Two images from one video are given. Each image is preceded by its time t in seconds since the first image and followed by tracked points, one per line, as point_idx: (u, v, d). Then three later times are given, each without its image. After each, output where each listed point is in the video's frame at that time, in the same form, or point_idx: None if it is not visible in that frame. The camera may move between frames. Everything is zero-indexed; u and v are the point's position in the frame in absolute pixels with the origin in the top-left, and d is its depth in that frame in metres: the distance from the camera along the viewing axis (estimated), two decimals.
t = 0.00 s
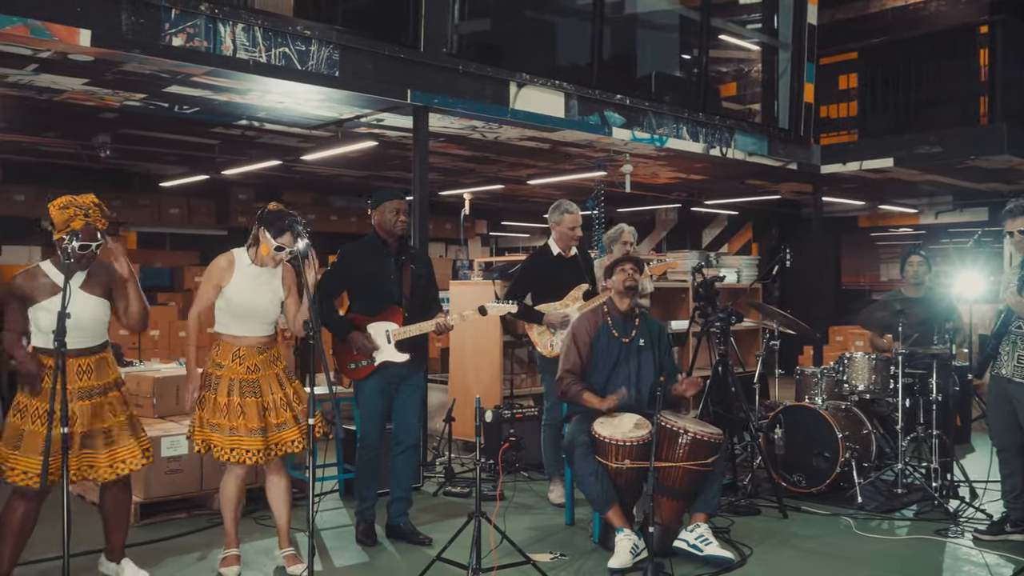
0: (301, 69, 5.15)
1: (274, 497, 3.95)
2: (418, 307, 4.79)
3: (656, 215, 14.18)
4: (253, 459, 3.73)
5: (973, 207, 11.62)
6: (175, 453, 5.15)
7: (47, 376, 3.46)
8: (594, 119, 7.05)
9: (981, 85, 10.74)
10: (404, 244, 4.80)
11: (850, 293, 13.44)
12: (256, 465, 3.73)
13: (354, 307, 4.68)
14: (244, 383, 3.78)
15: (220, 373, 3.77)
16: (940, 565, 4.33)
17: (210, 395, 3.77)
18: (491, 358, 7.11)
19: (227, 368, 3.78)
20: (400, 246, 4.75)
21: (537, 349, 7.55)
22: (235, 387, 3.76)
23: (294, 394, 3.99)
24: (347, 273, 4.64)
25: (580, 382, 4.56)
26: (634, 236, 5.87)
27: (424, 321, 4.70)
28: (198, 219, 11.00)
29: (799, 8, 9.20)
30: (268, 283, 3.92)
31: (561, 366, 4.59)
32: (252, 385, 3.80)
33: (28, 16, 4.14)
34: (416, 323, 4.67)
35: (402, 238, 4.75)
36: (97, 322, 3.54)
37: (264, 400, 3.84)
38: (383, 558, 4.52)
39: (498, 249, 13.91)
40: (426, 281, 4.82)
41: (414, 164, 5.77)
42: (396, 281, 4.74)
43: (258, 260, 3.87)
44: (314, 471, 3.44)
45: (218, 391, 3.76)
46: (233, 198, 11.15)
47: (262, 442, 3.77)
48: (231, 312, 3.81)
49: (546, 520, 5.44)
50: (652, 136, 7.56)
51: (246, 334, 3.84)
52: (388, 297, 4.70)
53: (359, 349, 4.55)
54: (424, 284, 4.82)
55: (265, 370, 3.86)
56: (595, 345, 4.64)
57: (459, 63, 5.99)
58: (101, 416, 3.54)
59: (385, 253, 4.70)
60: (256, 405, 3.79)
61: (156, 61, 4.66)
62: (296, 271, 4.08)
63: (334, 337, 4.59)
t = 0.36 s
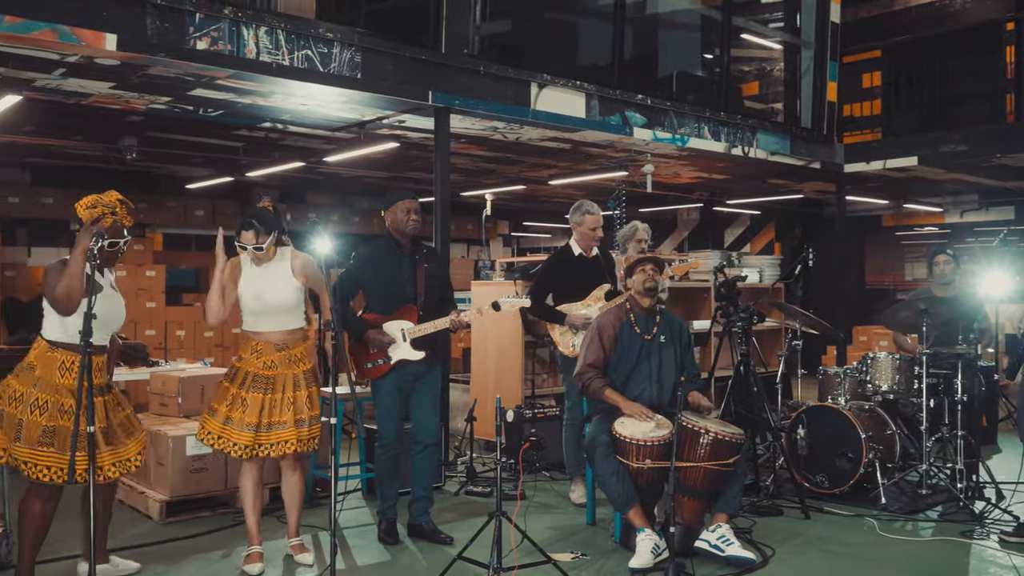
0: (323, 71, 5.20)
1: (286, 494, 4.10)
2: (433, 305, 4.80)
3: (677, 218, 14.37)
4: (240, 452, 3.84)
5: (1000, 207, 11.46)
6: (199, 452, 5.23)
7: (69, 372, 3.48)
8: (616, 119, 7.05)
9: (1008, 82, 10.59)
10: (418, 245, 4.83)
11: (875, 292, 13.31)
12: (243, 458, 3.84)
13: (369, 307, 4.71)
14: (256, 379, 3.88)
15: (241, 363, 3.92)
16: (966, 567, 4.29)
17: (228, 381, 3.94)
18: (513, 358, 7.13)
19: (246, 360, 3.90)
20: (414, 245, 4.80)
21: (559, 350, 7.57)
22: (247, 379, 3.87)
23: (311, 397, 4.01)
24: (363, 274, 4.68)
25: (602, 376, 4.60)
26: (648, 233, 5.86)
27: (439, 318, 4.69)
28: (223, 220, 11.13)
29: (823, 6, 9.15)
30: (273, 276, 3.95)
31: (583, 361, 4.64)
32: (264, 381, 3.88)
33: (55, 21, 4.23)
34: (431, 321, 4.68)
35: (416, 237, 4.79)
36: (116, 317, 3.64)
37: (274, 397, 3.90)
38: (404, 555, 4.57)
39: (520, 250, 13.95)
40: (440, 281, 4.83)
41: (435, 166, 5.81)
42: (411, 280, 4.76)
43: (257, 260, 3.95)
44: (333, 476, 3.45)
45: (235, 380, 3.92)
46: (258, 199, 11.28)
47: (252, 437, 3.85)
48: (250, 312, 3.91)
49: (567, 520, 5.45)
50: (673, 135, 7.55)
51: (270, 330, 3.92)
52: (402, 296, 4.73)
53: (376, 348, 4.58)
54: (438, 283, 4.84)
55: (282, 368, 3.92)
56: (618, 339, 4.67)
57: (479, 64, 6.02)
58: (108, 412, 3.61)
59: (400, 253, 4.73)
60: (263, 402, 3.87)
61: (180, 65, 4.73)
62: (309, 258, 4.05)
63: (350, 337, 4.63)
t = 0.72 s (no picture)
0: (345, 73, 5.26)
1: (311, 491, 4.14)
2: (448, 305, 4.84)
3: (701, 216, 14.09)
4: (285, 453, 3.89)
5: None
6: (225, 451, 5.30)
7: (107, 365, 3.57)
8: (637, 119, 7.10)
9: None
10: (433, 245, 4.86)
11: (900, 292, 13.19)
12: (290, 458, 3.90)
13: (384, 307, 4.74)
14: (284, 380, 3.94)
15: (262, 370, 3.95)
16: (992, 569, 4.25)
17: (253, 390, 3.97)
18: (534, 358, 7.15)
19: (269, 365, 3.94)
20: (429, 246, 4.83)
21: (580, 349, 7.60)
22: (275, 382, 3.93)
23: (338, 392, 4.10)
24: (380, 275, 4.73)
25: (617, 379, 4.61)
26: (675, 234, 5.86)
27: (452, 319, 4.73)
28: (247, 222, 11.26)
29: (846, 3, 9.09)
30: (303, 283, 4.03)
31: (598, 364, 4.65)
32: (291, 382, 3.95)
33: (82, 26, 4.31)
34: (445, 322, 4.70)
35: (431, 238, 4.83)
36: (143, 314, 3.71)
37: (302, 397, 3.98)
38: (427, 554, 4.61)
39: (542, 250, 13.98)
40: (454, 280, 4.86)
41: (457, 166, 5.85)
42: (426, 282, 4.80)
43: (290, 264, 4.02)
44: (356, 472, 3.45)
45: (259, 387, 3.96)
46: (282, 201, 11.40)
47: (295, 437, 3.92)
48: (271, 311, 3.96)
49: (588, 519, 5.46)
50: (695, 135, 7.56)
51: (289, 335, 3.98)
52: (417, 297, 4.77)
53: (391, 348, 4.63)
54: (453, 282, 4.86)
55: (305, 367, 3.99)
56: (634, 342, 4.66)
57: (501, 64, 6.07)
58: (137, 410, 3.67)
59: (415, 254, 4.78)
60: (294, 401, 3.94)
61: (205, 69, 4.80)
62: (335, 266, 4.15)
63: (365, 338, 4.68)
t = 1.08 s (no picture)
0: (366, 75, 5.30)
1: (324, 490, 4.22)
2: (465, 305, 4.89)
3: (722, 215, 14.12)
4: (289, 455, 3.99)
5: None
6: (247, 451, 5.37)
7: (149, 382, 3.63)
8: (658, 118, 7.07)
9: None
10: (449, 246, 4.91)
11: (924, 291, 13.05)
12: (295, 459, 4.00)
13: (402, 308, 4.78)
14: (286, 383, 4.04)
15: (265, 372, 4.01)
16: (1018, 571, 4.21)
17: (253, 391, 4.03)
18: (555, 358, 7.16)
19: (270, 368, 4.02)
20: (446, 247, 4.89)
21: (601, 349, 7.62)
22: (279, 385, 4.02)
23: (331, 395, 4.24)
24: (398, 276, 4.77)
25: (637, 380, 4.61)
26: (710, 232, 5.83)
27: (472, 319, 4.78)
28: (271, 223, 11.38)
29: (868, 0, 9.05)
30: (309, 289, 4.16)
31: (618, 365, 4.65)
32: (293, 386, 4.06)
33: (108, 31, 4.38)
34: (465, 322, 4.75)
35: (448, 239, 4.89)
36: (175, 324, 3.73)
37: (302, 400, 4.09)
38: (447, 553, 4.64)
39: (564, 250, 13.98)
40: (471, 281, 4.92)
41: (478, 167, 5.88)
42: (444, 284, 4.85)
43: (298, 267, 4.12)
44: (376, 471, 3.46)
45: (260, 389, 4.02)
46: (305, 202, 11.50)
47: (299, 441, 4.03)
48: (280, 314, 4.05)
49: (609, 519, 5.46)
50: (716, 134, 7.51)
51: (293, 339, 4.10)
52: (435, 299, 4.82)
53: (409, 348, 4.66)
54: (469, 283, 4.92)
55: (304, 371, 4.11)
56: (655, 344, 4.65)
57: (521, 65, 6.09)
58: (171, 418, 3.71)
59: (432, 255, 4.82)
60: (294, 404, 4.05)
61: (228, 72, 4.86)
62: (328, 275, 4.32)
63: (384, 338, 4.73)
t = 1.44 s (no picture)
0: (387, 76, 5.34)
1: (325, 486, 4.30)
2: (486, 305, 4.93)
3: (743, 215, 14.03)
4: (314, 445, 4.08)
5: None
6: (269, 449, 5.43)
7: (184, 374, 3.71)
8: (677, 118, 7.10)
9: None
10: (470, 246, 4.95)
11: (949, 291, 12.91)
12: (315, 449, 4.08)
13: (424, 308, 4.82)
14: (317, 375, 4.13)
15: (301, 363, 4.11)
16: None
17: (286, 383, 4.11)
18: (574, 358, 7.18)
19: (306, 359, 4.11)
20: (467, 248, 4.92)
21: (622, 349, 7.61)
22: (312, 377, 4.11)
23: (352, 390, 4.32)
24: (419, 276, 4.82)
25: (657, 379, 4.64)
26: (734, 234, 5.80)
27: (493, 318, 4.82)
28: (293, 223, 11.47)
29: None
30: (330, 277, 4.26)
31: (638, 365, 4.68)
32: (323, 378, 4.15)
33: (132, 35, 4.44)
34: (485, 322, 4.80)
35: (468, 239, 4.92)
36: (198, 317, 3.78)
37: (330, 392, 4.19)
38: (467, 551, 4.67)
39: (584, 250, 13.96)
40: (492, 281, 4.94)
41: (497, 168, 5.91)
42: (465, 283, 4.89)
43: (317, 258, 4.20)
44: (398, 470, 3.48)
45: (296, 379, 4.11)
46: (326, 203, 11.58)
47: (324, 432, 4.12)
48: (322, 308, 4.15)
49: (629, 519, 5.47)
50: (736, 134, 7.56)
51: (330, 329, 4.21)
52: (457, 298, 4.87)
53: (431, 347, 4.70)
54: (490, 284, 4.94)
55: (334, 364, 4.21)
56: (676, 343, 4.66)
57: (541, 66, 6.13)
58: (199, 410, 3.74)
59: (454, 255, 4.86)
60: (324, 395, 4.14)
61: (251, 75, 4.92)
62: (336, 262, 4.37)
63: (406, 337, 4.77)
